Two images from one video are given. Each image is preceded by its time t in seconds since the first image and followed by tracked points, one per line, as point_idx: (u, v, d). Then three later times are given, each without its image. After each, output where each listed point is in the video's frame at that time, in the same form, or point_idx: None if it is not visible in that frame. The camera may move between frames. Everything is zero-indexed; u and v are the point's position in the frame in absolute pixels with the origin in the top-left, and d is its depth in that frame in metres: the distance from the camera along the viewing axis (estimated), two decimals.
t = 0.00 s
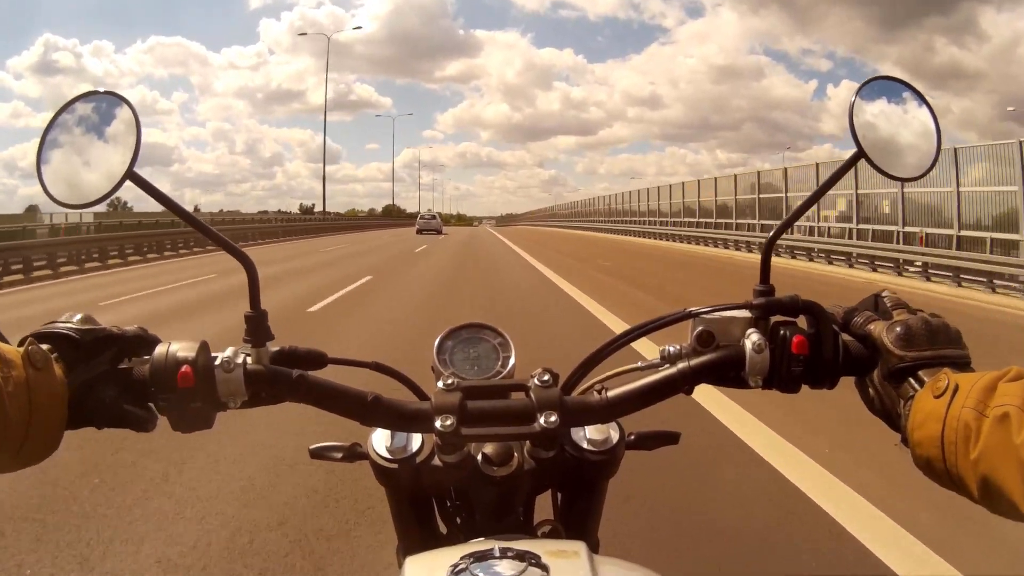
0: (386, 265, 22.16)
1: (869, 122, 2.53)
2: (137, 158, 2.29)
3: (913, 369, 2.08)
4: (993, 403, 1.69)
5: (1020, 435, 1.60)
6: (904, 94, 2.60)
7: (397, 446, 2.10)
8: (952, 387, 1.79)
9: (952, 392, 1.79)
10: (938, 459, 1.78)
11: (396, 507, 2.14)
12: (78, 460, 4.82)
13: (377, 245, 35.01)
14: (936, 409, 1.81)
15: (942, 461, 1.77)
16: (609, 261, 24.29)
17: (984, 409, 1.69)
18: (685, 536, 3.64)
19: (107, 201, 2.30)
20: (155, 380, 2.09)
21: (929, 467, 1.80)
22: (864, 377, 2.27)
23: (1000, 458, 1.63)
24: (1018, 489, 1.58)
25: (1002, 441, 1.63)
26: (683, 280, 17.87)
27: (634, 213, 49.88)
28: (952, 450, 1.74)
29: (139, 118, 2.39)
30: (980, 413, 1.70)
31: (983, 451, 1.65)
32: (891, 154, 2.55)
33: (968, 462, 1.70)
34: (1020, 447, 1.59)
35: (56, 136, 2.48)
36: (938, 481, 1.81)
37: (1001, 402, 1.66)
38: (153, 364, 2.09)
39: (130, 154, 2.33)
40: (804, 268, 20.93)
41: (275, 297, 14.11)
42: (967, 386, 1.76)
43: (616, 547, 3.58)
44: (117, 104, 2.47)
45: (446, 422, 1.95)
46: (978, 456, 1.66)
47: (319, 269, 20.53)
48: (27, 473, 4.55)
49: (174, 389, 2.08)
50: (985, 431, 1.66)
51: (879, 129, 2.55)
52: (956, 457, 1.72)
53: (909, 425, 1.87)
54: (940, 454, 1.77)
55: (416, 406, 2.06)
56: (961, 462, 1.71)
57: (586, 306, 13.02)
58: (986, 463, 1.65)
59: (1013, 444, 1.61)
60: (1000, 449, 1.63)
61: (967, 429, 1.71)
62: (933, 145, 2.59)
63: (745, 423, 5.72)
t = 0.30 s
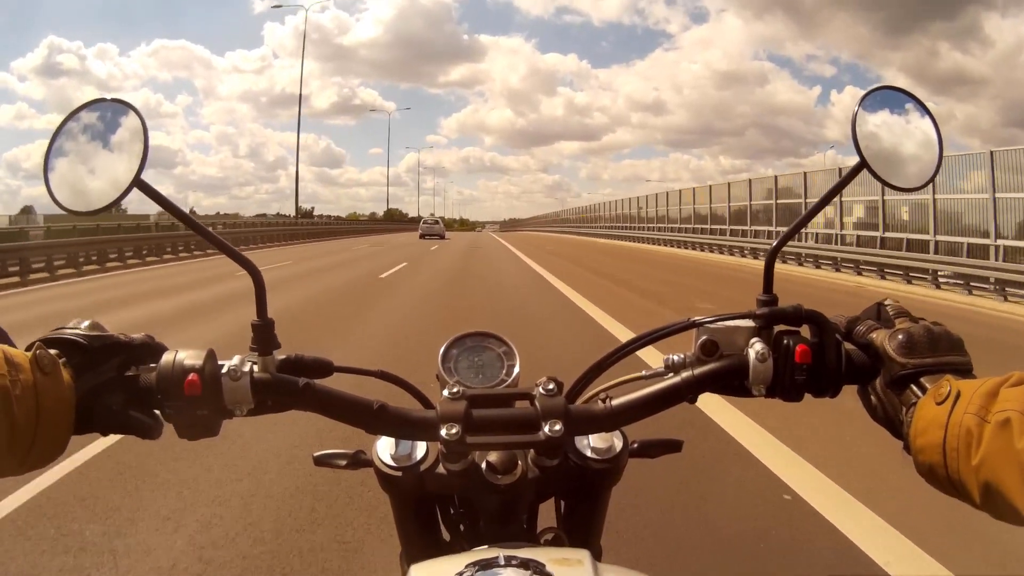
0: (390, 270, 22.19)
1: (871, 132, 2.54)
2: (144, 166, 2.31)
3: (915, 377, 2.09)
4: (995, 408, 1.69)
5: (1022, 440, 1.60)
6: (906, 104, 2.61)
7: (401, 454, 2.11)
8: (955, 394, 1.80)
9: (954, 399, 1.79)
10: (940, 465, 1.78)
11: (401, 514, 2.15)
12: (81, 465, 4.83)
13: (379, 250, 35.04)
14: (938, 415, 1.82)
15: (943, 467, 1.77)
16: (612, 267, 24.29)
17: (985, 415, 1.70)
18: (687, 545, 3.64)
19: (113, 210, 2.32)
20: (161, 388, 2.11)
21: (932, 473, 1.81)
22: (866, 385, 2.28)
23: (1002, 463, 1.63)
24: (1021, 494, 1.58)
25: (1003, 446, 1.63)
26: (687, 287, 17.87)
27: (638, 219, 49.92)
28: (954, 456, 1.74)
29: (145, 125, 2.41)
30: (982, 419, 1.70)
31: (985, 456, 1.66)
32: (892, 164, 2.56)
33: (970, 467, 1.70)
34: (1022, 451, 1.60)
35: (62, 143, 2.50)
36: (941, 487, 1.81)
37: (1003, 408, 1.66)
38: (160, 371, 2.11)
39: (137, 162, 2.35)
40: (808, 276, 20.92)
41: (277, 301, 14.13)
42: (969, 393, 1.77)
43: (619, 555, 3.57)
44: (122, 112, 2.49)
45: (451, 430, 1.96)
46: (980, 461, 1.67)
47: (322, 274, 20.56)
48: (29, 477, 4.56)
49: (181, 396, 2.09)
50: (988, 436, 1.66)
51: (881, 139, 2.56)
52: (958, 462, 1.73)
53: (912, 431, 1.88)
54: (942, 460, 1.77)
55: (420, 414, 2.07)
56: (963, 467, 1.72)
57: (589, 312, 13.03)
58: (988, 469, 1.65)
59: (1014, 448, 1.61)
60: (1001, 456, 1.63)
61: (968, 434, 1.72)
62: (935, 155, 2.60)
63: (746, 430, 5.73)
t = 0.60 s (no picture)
0: (389, 280, 22.20)
1: (868, 143, 2.56)
2: (140, 178, 2.32)
3: (912, 389, 2.09)
4: (993, 419, 1.69)
5: (1019, 451, 1.60)
6: (904, 115, 2.63)
7: (398, 467, 2.11)
8: (951, 406, 1.80)
9: (951, 410, 1.80)
10: (938, 476, 1.78)
11: (397, 527, 2.14)
12: (78, 475, 4.82)
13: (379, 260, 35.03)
14: (936, 427, 1.82)
15: (941, 478, 1.77)
16: (612, 277, 24.30)
17: (983, 425, 1.70)
18: (683, 555, 3.63)
19: (110, 222, 2.34)
20: (158, 399, 2.11)
21: (929, 484, 1.81)
22: (863, 398, 2.28)
23: (1000, 475, 1.63)
24: (1019, 505, 1.58)
25: (1000, 458, 1.64)
26: (687, 296, 17.88)
27: (638, 229, 49.98)
28: (953, 467, 1.75)
29: (142, 136, 2.42)
30: (979, 430, 1.70)
31: (983, 467, 1.66)
32: (889, 175, 2.58)
33: (968, 479, 1.70)
34: (1020, 462, 1.60)
35: (61, 153, 2.52)
36: (938, 498, 1.81)
37: (1000, 418, 1.67)
38: (156, 383, 2.11)
39: (134, 173, 2.36)
40: (808, 285, 20.93)
41: (277, 311, 14.14)
42: (966, 404, 1.77)
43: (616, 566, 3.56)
44: (119, 122, 2.50)
45: (447, 443, 1.96)
46: (978, 472, 1.67)
47: (322, 284, 20.56)
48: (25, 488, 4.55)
49: (177, 407, 2.10)
50: (985, 447, 1.67)
51: (879, 150, 2.57)
52: (956, 473, 1.73)
53: (910, 443, 1.88)
54: (940, 472, 1.78)
55: (416, 427, 2.07)
56: (962, 478, 1.72)
57: (588, 322, 13.05)
58: (986, 479, 1.66)
59: (1012, 460, 1.61)
60: (999, 467, 1.63)
61: (966, 445, 1.72)
62: (933, 165, 2.61)
63: (744, 438, 5.73)
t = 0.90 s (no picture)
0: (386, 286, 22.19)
1: (864, 144, 2.56)
2: (135, 182, 2.32)
3: (910, 389, 2.09)
4: (992, 420, 1.69)
5: (1019, 452, 1.60)
6: (899, 116, 2.63)
7: (394, 469, 2.11)
8: (950, 406, 1.80)
9: (950, 410, 1.79)
10: (936, 477, 1.79)
11: (394, 530, 2.14)
12: (75, 480, 4.81)
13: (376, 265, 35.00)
14: (934, 427, 1.82)
15: (940, 478, 1.77)
16: (609, 280, 24.32)
17: (982, 426, 1.70)
18: (681, 554, 3.63)
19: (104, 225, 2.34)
20: (153, 402, 2.10)
21: (928, 485, 1.81)
22: (860, 398, 2.28)
23: (999, 475, 1.63)
24: (1017, 504, 1.58)
25: (999, 458, 1.64)
26: (686, 299, 17.91)
27: (635, 232, 50.04)
28: (951, 467, 1.75)
29: (137, 140, 2.42)
30: (979, 431, 1.70)
31: (982, 468, 1.66)
32: (885, 176, 2.58)
33: (967, 480, 1.70)
34: (1019, 463, 1.60)
35: (55, 157, 2.52)
36: (937, 499, 1.81)
37: (999, 420, 1.67)
38: (151, 386, 2.10)
39: (128, 177, 2.36)
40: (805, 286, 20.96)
41: (274, 317, 14.12)
42: (965, 404, 1.77)
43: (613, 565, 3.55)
44: (114, 126, 2.50)
45: (443, 446, 1.95)
46: (977, 472, 1.67)
47: (319, 290, 20.54)
48: (21, 493, 4.53)
49: (172, 410, 2.09)
50: (985, 447, 1.67)
51: (874, 151, 2.58)
52: (954, 474, 1.73)
53: (908, 444, 1.88)
54: (939, 472, 1.78)
55: (412, 430, 2.06)
56: (960, 480, 1.72)
57: (586, 325, 13.06)
58: (985, 480, 1.66)
59: (1011, 461, 1.61)
60: (998, 467, 1.63)
61: (964, 446, 1.72)
62: (928, 165, 2.61)
63: (741, 437, 5.74)
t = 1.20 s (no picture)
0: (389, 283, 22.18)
1: (865, 140, 2.55)
2: (136, 180, 2.31)
3: (914, 385, 2.08)
4: (994, 417, 1.69)
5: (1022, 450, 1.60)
6: (900, 110, 2.61)
7: (397, 467, 2.10)
8: (954, 403, 1.79)
9: (953, 408, 1.79)
10: (940, 474, 1.78)
11: (398, 528, 2.13)
12: (80, 478, 4.81)
13: (379, 262, 34.98)
14: (936, 424, 1.81)
15: (942, 475, 1.77)
16: (612, 276, 24.30)
17: (985, 423, 1.69)
18: (683, 550, 3.63)
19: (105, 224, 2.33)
20: (157, 402, 2.10)
21: (930, 482, 1.81)
22: (864, 394, 2.27)
23: (1002, 473, 1.63)
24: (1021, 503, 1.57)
25: (1002, 456, 1.63)
26: (689, 293, 17.91)
27: (637, 228, 50.00)
28: (953, 465, 1.74)
29: (136, 138, 2.42)
30: (981, 428, 1.70)
31: (984, 466, 1.65)
32: (886, 172, 2.57)
33: (970, 478, 1.70)
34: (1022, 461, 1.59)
35: (55, 157, 2.51)
36: (940, 496, 1.81)
37: (1002, 418, 1.66)
38: (155, 385, 2.10)
39: (129, 176, 2.35)
40: (808, 280, 20.95)
41: (277, 316, 14.12)
42: (968, 401, 1.77)
43: (617, 561, 3.55)
44: (114, 125, 2.49)
45: (446, 443, 1.95)
46: (980, 470, 1.66)
47: (321, 288, 20.55)
48: (26, 492, 4.54)
49: (175, 409, 2.08)
50: (987, 444, 1.66)
51: (875, 147, 2.56)
52: (957, 471, 1.73)
53: (911, 440, 1.88)
54: (941, 469, 1.77)
55: (415, 428, 2.06)
56: (963, 478, 1.71)
57: (589, 321, 13.07)
58: (987, 478, 1.65)
59: (1015, 459, 1.61)
60: (1001, 465, 1.63)
61: (967, 444, 1.71)
62: (929, 161, 2.60)
63: (745, 431, 5.74)
